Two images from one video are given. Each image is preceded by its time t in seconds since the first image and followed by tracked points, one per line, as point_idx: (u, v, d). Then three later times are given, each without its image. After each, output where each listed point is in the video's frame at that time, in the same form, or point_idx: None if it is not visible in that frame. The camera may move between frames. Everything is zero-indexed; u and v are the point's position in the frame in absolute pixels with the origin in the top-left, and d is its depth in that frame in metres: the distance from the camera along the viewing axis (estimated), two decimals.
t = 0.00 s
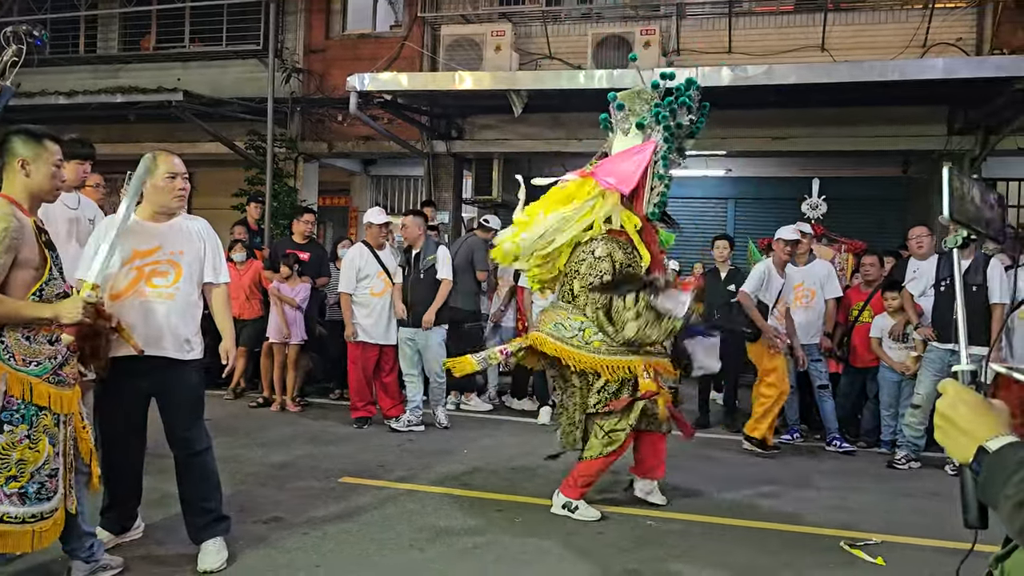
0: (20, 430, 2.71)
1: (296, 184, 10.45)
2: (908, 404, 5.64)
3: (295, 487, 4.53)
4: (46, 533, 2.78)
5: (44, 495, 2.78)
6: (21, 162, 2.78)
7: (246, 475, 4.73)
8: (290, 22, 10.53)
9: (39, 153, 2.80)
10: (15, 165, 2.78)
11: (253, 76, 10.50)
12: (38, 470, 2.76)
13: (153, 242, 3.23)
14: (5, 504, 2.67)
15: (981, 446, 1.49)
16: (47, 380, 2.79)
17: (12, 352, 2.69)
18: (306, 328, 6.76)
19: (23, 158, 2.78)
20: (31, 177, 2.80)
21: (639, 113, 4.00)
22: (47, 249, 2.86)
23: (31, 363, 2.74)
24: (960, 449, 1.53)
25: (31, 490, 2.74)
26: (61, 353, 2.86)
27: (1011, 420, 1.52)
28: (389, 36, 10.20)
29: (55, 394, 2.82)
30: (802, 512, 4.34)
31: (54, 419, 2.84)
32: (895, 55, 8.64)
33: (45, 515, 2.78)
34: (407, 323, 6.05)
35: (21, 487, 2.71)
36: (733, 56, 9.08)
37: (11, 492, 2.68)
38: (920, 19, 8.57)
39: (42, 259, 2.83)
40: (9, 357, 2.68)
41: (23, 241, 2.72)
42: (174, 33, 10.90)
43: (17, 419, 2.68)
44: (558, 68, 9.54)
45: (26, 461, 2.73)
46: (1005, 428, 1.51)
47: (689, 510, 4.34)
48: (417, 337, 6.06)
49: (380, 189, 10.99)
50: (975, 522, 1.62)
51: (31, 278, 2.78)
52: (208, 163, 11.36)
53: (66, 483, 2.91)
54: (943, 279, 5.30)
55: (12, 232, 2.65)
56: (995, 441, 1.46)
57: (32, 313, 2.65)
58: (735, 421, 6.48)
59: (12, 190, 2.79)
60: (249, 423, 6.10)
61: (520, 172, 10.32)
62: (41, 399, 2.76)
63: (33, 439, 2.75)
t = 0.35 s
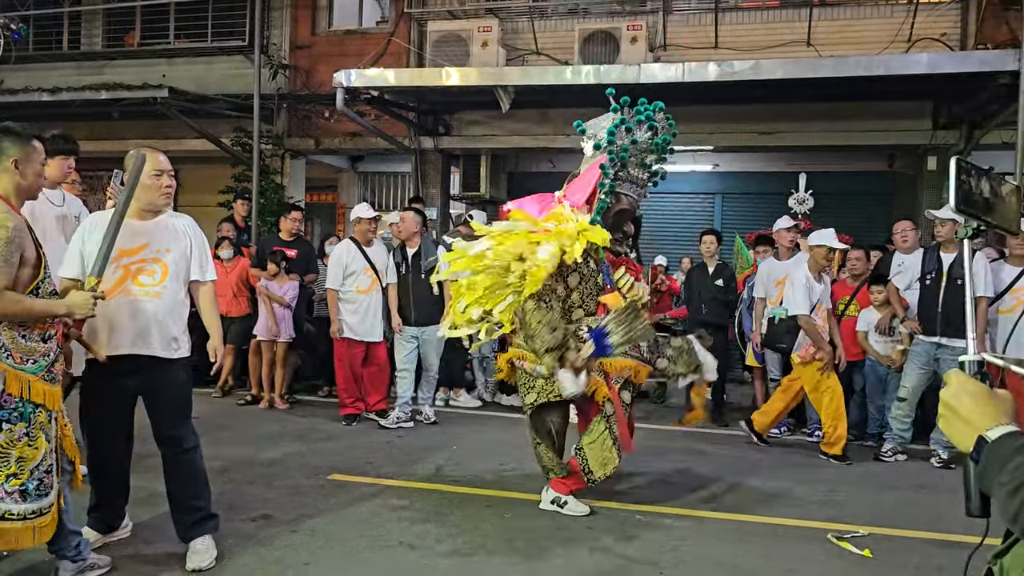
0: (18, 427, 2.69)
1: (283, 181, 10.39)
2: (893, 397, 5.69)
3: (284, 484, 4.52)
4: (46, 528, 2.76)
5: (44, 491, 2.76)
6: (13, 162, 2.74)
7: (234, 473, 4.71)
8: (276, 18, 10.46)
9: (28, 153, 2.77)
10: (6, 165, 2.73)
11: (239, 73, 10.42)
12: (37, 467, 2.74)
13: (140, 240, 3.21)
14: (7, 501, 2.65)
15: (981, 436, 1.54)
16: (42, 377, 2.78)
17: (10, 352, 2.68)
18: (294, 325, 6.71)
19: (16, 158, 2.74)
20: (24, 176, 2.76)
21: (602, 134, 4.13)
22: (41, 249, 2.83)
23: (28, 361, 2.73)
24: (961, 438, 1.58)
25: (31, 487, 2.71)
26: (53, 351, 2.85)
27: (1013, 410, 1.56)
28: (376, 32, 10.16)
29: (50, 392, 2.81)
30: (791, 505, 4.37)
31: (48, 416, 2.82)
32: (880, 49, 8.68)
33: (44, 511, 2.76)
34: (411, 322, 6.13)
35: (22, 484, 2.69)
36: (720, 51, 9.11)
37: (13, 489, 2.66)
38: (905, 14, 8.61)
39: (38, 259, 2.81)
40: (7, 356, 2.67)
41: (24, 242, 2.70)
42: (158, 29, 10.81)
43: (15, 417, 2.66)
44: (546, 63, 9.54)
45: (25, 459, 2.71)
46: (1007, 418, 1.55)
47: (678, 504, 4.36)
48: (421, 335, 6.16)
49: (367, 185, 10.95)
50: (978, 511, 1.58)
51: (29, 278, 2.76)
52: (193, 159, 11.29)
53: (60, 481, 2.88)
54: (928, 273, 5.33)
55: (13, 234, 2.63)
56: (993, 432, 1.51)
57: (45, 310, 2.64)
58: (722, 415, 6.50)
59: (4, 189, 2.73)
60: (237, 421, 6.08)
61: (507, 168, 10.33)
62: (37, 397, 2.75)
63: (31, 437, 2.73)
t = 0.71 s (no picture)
0: (18, 426, 2.68)
1: (277, 178, 10.36)
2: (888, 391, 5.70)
3: (280, 482, 4.52)
4: (45, 527, 2.76)
5: (43, 490, 2.75)
6: (12, 161, 2.73)
7: (229, 471, 4.71)
8: (269, 14, 10.42)
9: (27, 151, 2.76)
10: (5, 164, 2.72)
11: (232, 69, 10.39)
12: (36, 466, 2.73)
13: (132, 238, 3.21)
14: (6, 500, 2.64)
15: (992, 426, 1.57)
16: (40, 377, 2.78)
17: (10, 351, 2.67)
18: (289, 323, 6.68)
19: (15, 158, 2.74)
20: (23, 175, 2.76)
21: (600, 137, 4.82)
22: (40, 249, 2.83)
23: (26, 360, 2.72)
24: (972, 428, 1.62)
25: (31, 486, 2.71)
26: (50, 351, 2.84)
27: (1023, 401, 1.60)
28: (369, 29, 10.14)
29: (47, 391, 2.80)
30: (784, 500, 4.39)
31: (46, 415, 2.81)
32: (873, 45, 8.70)
33: (43, 510, 2.76)
34: (411, 318, 6.09)
35: (21, 483, 2.68)
36: (713, 47, 9.12)
37: (12, 489, 2.66)
38: (898, 10, 8.64)
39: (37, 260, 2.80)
40: (7, 356, 2.66)
41: (29, 243, 2.70)
42: (150, 26, 10.77)
43: (15, 416, 2.65)
44: (539, 59, 9.54)
45: (24, 458, 2.70)
46: (1017, 409, 1.59)
47: (673, 498, 4.38)
48: (421, 330, 6.13)
49: (361, 182, 10.94)
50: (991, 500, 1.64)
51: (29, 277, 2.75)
52: (186, 157, 11.26)
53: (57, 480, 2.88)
54: (920, 267, 5.39)
55: (20, 238, 2.62)
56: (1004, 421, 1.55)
57: (55, 306, 2.65)
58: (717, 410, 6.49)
59: (4, 189, 2.73)
60: (232, 418, 6.07)
61: (502, 165, 10.34)
62: (35, 396, 2.74)
63: (30, 436, 2.72)
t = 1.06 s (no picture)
0: (11, 425, 2.68)
1: (271, 174, 10.34)
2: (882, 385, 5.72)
3: (277, 478, 4.52)
4: (39, 526, 2.76)
5: (37, 489, 2.75)
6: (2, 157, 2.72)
7: (226, 468, 4.71)
8: (263, 10, 10.39)
9: (17, 147, 2.76)
10: None
11: (226, 66, 10.37)
12: (29, 465, 2.72)
13: (129, 235, 3.21)
14: None
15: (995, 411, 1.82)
16: (34, 375, 2.77)
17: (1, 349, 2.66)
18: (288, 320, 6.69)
19: (3, 152, 2.72)
20: (13, 172, 2.75)
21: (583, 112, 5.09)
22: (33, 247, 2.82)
23: (18, 358, 2.71)
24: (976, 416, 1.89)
25: (24, 485, 2.70)
26: (43, 349, 2.83)
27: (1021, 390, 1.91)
28: (364, 24, 10.11)
29: (41, 389, 2.80)
30: (780, 494, 4.41)
31: (40, 414, 2.80)
32: (868, 40, 8.71)
33: (37, 510, 2.75)
34: (409, 314, 6.09)
35: (14, 482, 2.67)
36: (708, 42, 9.13)
37: (5, 488, 2.65)
38: (892, 5, 8.65)
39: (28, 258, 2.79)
40: None
41: (18, 240, 2.69)
42: (144, 22, 10.72)
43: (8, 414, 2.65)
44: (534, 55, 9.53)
45: (18, 456, 2.69)
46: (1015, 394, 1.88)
47: (669, 493, 4.40)
48: (418, 326, 6.13)
49: (356, 178, 10.94)
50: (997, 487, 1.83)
51: (21, 276, 2.74)
52: (180, 153, 11.22)
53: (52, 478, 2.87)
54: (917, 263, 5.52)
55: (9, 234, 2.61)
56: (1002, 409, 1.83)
57: (44, 306, 2.63)
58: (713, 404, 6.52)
59: None
60: (228, 415, 6.06)
61: (497, 161, 10.34)
62: (29, 394, 2.73)
63: (23, 434, 2.71)
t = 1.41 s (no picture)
0: None
1: (267, 171, 10.32)
2: (878, 381, 5.73)
3: (274, 475, 4.52)
4: (27, 527, 2.75)
5: (23, 490, 2.74)
6: None
7: (222, 465, 4.70)
8: (258, 6, 10.35)
9: (6, 142, 2.74)
10: None
11: (221, 62, 10.35)
12: (15, 465, 2.72)
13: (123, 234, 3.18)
14: None
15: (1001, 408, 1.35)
16: (21, 374, 2.75)
17: None
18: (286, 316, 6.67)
19: None
20: None
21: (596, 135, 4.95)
22: (18, 244, 2.80)
23: (5, 357, 2.70)
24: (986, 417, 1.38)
25: (9, 485, 2.70)
26: (33, 348, 2.81)
27: None
28: (359, 21, 10.08)
29: (30, 388, 2.78)
30: (777, 490, 4.42)
31: (29, 413, 2.79)
32: (864, 35, 8.70)
33: (25, 511, 2.75)
34: (403, 310, 6.13)
35: None
36: (704, 38, 9.12)
37: None
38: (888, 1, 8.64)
39: (12, 257, 2.77)
40: None
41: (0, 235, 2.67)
42: (138, 18, 10.68)
43: None
44: (529, 51, 9.52)
45: (4, 457, 2.69)
46: None
47: (666, 489, 4.40)
48: (412, 321, 6.17)
49: (352, 175, 10.93)
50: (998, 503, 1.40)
51: (4, 273, 2.73)
52: (175, 150, 11.20)
53: (43, 478, 2.87)
54: (912, 258, 5.36)
55: None
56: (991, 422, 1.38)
57: (15, 303, 2.60)
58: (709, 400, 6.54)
59: None
60: (224, 413, 6.05)
61: (493, 157, 10.35)
62: (15, 393, 2.72)
63: (9, 434, 2.70)
